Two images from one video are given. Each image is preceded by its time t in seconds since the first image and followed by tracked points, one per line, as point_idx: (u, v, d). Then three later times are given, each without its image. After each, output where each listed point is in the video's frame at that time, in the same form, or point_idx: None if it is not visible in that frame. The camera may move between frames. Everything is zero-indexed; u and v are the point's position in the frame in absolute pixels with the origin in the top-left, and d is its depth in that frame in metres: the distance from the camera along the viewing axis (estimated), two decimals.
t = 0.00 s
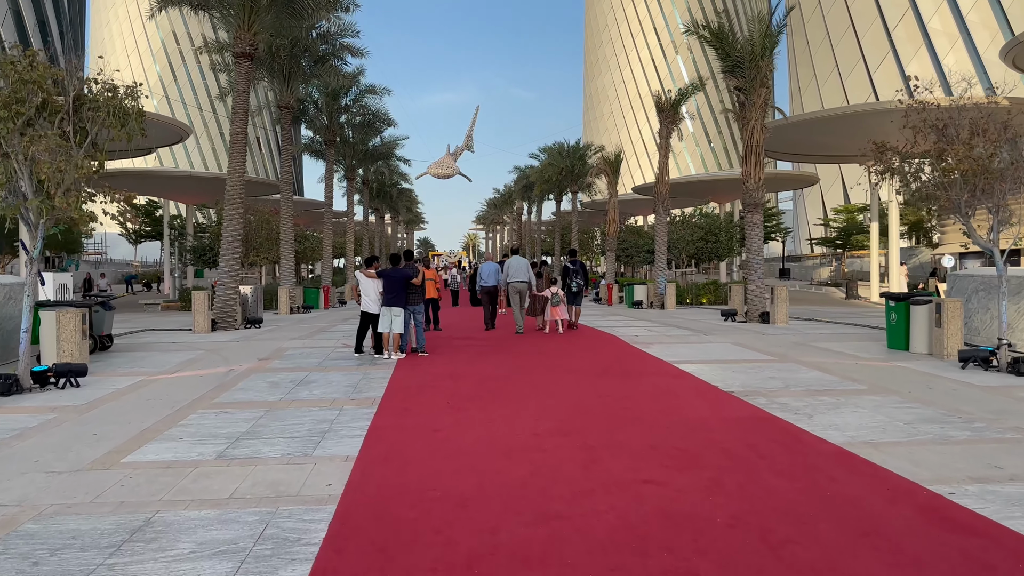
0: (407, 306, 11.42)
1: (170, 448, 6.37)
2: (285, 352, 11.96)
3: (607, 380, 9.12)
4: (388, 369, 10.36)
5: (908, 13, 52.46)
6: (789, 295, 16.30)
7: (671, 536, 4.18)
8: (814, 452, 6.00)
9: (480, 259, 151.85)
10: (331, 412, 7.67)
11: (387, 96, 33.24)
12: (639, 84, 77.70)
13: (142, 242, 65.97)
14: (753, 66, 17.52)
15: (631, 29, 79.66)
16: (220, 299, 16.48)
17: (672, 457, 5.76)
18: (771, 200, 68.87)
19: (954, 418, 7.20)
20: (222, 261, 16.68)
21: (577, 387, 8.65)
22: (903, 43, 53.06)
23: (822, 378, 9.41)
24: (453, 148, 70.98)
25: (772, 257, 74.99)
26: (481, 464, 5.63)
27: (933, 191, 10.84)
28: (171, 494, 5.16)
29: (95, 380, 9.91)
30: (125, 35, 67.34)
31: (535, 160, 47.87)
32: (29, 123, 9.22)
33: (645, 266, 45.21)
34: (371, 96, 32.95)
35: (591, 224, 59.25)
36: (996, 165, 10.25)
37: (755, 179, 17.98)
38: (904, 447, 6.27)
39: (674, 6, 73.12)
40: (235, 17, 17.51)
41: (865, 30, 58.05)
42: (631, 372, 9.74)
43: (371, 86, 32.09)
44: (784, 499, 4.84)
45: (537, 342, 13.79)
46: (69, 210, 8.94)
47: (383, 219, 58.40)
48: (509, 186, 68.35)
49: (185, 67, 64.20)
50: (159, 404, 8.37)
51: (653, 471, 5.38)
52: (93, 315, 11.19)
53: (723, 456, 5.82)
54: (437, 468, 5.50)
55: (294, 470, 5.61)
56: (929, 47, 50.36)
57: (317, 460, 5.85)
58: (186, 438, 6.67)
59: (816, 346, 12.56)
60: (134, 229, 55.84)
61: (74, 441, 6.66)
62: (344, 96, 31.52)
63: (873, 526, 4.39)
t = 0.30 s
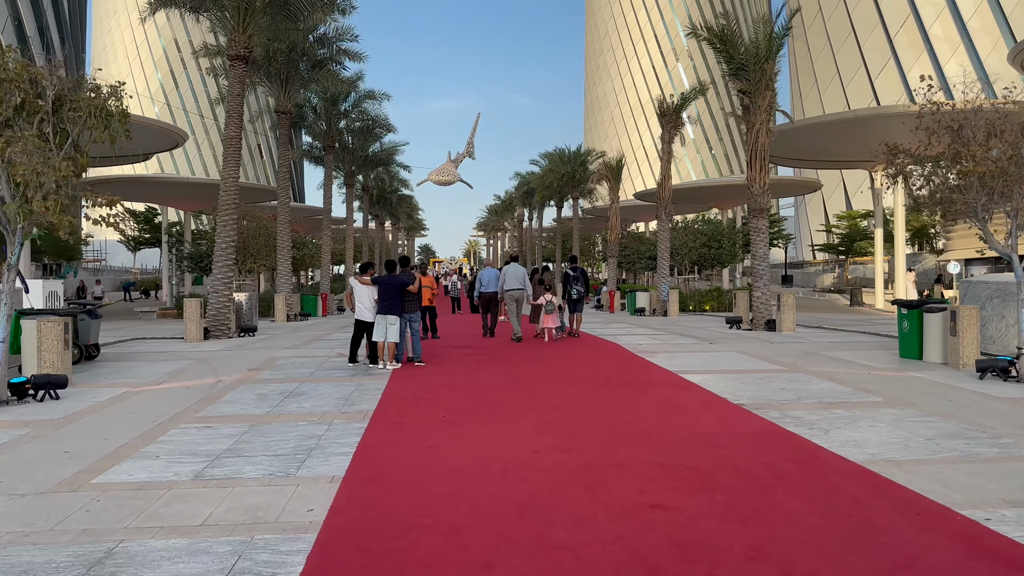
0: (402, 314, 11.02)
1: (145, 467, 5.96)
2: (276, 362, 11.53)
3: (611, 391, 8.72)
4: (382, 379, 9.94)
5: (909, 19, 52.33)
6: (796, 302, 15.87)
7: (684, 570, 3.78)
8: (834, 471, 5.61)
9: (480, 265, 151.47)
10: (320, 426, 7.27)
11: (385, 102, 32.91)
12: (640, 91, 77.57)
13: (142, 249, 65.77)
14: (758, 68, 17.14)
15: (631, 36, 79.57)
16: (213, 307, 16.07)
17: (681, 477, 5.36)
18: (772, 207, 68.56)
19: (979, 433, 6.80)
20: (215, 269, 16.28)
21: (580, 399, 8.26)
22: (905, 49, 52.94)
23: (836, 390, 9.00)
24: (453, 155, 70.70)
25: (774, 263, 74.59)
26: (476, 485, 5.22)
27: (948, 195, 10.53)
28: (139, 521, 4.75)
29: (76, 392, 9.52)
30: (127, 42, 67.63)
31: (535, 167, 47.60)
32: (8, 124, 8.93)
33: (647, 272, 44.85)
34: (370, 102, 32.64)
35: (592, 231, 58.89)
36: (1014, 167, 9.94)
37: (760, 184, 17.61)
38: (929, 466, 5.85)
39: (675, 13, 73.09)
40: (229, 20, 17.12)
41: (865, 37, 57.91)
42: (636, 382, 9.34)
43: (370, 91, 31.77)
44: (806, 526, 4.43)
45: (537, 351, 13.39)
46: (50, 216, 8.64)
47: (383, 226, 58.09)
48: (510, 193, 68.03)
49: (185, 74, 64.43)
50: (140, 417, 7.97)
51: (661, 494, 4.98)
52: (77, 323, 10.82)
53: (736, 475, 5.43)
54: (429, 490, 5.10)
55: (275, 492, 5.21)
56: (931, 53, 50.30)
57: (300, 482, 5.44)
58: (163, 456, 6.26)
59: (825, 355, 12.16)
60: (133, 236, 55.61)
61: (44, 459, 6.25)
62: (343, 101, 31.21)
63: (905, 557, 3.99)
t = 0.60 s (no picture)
0: (397, 327, 10.64)
1: (118, 493, 5.59)
2: (267, 376, 11.16)
3: (614, 409, 8.35)
4: (375, 395, 9.58)
5: (911, 28, 52.27)
6: (802, 313, 15.52)
7: None
8: (854, 499, 5.24)
9: (480, 275, 151.00)
10: (307, 447, 6.88)
11: (385, 110, 32.64)
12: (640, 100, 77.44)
13: (140, 258, 65.51)
14: (762, 75, 16.81)
15: (632, 46, 79.55)
16: (205, 318, 15.69)
17: (692, 506, 4.98)
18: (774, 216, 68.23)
19: (1004, 455, 6.42)
20: (208, 279, 15.95)
21: (583, 417, 7.89)
22: (907, 57, 52.80)
23: (849, 407, 8.62)
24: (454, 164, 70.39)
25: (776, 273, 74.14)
26: (471, 515, 4.85)
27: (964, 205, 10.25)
28: (102, 554, 4.38)
29: (57, 407, 9.14)
30: (127, 52, 67.77)
31: (535, 176, 47.33)
32: None
33: (649, 282, 44.47)
34: (370, 110, 32.33)
35: (593, 240, 58.50)
36: None
37: (764, 193, 17.23)
38: (953, 491, 5.49)
39: (675, 23, 73.07)
40: (224, 26, 16.81)
41: (867, 46, 57.74)
42: (639, 398, 8.97)
43: (369, 98, 31.45)
44: (829, 563, 4.06)
45: (537, 363, 13.00)
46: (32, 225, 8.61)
47: (382, 235, 57.75)
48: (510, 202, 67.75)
49: (186, 83, 64.55)
50: (120, 435, 7.59)
51: (671, 526, 4.60)
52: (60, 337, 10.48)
53: (750, 504, 5.05)
54: (420, 520, 4.74)
55: (253, 523, 4.82)
56: (933, 61, 50.23)
57: (280, 511, 5.07)
58: (138, 480, 5.89)
59: (834, 368, 11.78)
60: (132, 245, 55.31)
61: (12, 482, 5.88)
62: (342, 109, 30.89)
63: None
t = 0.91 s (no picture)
0: (391, 338, 10.23)
1: (78, 520, 5.16)
2: (256, 389, 10.75)
3: (616, 425, 7.95)
4: (367, 409, 9.16)
5: (913, 37, 52.07)
6: (809, 323, 15.13)
7: None
8: (878, 527, 4.81)
9: (482, 284, 150.58)
10: (290, 468, 6.47)
11: (384, 118, 32.31)
12: (641, 110, 77.28)
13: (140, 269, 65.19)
14: (768, 80, 16.44)
15: (632, 57, 79.45)
16: (197, 328, 15.29)
17: (702, 536, 4.57)
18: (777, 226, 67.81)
19: None
20: (200, 287, 15.58)
21: (583, 434, 7.48)
22: (909, 66, 52.62)
23: (863, 423, 8.20)
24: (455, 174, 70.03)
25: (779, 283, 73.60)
26: (461, 546, 4.44)
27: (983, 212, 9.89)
28: None
29: (33, 423, 8.73)
30: (129, 63, 67.83)
31: (536, 185, 47.01)
32: None
33: (651, 292, 44.05)
34: (369, 118, 31.97)
35: (595, 249, 58.12)
36: None
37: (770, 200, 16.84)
38: (985, 518, 5.06)
39: (676, 33, 73.06)
40: (217, 30, 16.39)
41: (870, 56, 57.56)
42: (642, 413, 8.56)
43: (369, 106, 31.09)
44: None
45: (537, 375, 12.59)
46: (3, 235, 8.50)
47: (383, 245, 57.40)
48: (511, 211, 67.45)
49: (187, 93, 64.53)
50: (94, 453, 7.17)
51: (680, 560, 4.18)
52: (40, 349, 10.07)
53: (764, 534, 4.64)
54: (406, 553, 4.33)
55: (223, 554, 4.42)
56: (936, 71, 50.11)
57: (253, 541, 4.65)
58: (105, 505, 5.48)
59: (844, 381, 11.36)
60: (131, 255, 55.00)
61: None
62: (340, 118, 30.52)
63: None
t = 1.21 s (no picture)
0: (386, 351, 9.86)
1: (41, 552, 4.76)
2: (246, 404, 10.37)
3: (621, 443, 7.55)
4: (360, 426, 8.78)
5: (914, 47, 51.88)
6: (817, 335, 14.76)
7: None
8: (908, 561, 4.42)
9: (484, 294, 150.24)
10: (276, 491, 6.08)
11: (384, 127, 32.03)
12: (642, 121, 77.15)
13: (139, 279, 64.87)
14: (774, 86, 16.12)
15: (633, 67, 79.38)
16: (189, 339, 14.94)
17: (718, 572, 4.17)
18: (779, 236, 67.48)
19: None
20: (192, 296, 15.20)
21: (587, 454, 7.09)
22: (911, 76, 52.47)
23: (882, 442, 7.79)
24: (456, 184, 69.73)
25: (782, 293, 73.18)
26: None
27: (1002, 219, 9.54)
28: None
29: (10, 441, 8.34)
30: (131, 73, 67.87)
31: (537, 195, 46.74)
32: None
33: (653, 302, 43.69)
34: (369, 127, 31.71)
35: (596, 259, 57.81)
36: None
37: (776, 209, 16.47)
38: None
39: (677, 44, 73.07)
40: (212, 37, 16.08)
41: (871, 66, 57.46)
42: (649, 431, 8.17)
43: (368, 115, 30.80)
44: None
45: (538, 388, 12.19)
46: None
47: (383, 255, 57.11)
48: (512, 221, 67.21)
49: (188, 104, 64.50)
50: (69, 475, 6.78)
51: None
52: (20, 363, 9.68)
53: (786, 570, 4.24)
54: None
55: None
56: (938, 80, 50.00)
57: None
58: (72, 535, 5.08)
59: (856, 396, 10.96)
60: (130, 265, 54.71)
61: None
62: (339, 127, 30.22)
63: None
